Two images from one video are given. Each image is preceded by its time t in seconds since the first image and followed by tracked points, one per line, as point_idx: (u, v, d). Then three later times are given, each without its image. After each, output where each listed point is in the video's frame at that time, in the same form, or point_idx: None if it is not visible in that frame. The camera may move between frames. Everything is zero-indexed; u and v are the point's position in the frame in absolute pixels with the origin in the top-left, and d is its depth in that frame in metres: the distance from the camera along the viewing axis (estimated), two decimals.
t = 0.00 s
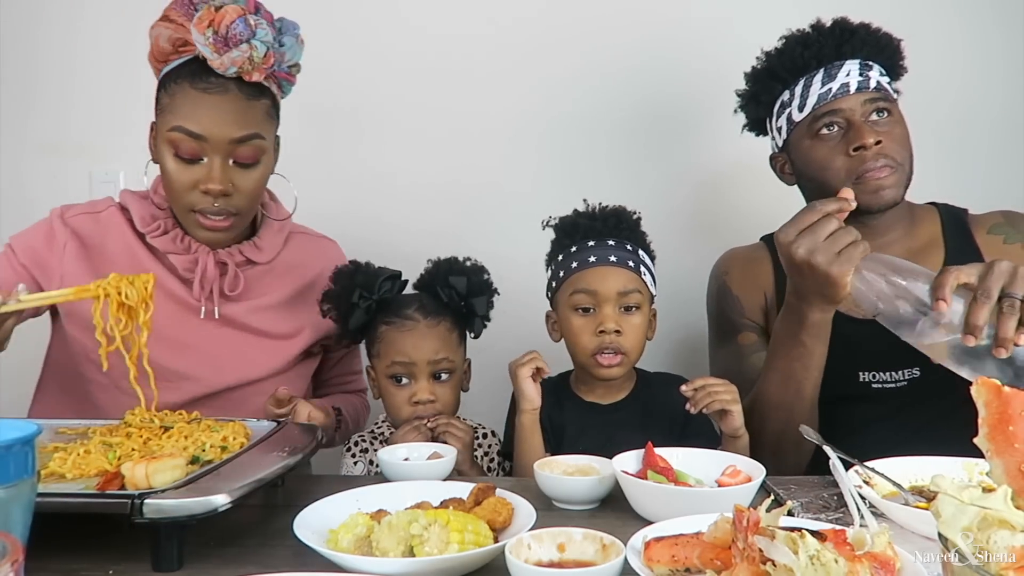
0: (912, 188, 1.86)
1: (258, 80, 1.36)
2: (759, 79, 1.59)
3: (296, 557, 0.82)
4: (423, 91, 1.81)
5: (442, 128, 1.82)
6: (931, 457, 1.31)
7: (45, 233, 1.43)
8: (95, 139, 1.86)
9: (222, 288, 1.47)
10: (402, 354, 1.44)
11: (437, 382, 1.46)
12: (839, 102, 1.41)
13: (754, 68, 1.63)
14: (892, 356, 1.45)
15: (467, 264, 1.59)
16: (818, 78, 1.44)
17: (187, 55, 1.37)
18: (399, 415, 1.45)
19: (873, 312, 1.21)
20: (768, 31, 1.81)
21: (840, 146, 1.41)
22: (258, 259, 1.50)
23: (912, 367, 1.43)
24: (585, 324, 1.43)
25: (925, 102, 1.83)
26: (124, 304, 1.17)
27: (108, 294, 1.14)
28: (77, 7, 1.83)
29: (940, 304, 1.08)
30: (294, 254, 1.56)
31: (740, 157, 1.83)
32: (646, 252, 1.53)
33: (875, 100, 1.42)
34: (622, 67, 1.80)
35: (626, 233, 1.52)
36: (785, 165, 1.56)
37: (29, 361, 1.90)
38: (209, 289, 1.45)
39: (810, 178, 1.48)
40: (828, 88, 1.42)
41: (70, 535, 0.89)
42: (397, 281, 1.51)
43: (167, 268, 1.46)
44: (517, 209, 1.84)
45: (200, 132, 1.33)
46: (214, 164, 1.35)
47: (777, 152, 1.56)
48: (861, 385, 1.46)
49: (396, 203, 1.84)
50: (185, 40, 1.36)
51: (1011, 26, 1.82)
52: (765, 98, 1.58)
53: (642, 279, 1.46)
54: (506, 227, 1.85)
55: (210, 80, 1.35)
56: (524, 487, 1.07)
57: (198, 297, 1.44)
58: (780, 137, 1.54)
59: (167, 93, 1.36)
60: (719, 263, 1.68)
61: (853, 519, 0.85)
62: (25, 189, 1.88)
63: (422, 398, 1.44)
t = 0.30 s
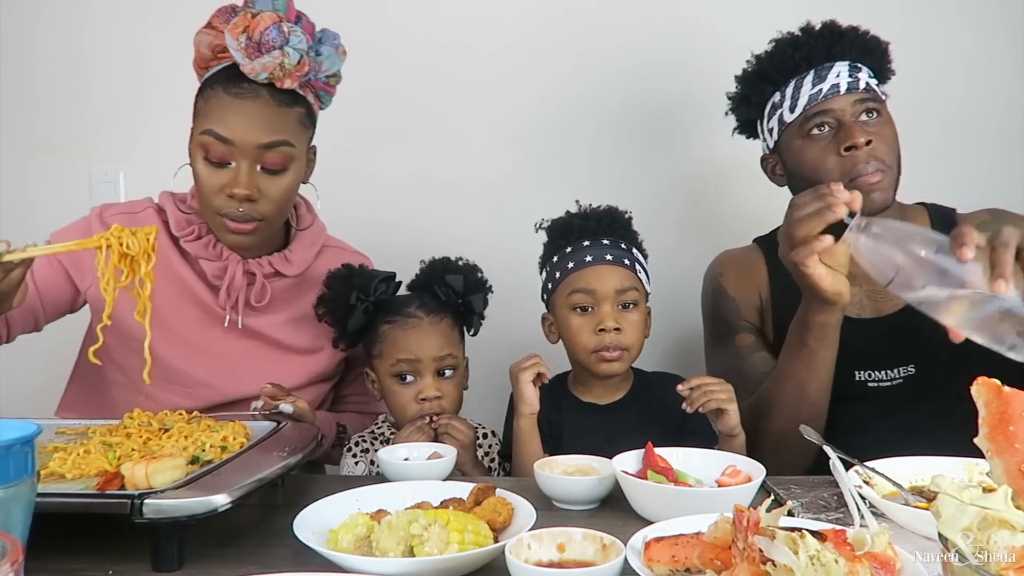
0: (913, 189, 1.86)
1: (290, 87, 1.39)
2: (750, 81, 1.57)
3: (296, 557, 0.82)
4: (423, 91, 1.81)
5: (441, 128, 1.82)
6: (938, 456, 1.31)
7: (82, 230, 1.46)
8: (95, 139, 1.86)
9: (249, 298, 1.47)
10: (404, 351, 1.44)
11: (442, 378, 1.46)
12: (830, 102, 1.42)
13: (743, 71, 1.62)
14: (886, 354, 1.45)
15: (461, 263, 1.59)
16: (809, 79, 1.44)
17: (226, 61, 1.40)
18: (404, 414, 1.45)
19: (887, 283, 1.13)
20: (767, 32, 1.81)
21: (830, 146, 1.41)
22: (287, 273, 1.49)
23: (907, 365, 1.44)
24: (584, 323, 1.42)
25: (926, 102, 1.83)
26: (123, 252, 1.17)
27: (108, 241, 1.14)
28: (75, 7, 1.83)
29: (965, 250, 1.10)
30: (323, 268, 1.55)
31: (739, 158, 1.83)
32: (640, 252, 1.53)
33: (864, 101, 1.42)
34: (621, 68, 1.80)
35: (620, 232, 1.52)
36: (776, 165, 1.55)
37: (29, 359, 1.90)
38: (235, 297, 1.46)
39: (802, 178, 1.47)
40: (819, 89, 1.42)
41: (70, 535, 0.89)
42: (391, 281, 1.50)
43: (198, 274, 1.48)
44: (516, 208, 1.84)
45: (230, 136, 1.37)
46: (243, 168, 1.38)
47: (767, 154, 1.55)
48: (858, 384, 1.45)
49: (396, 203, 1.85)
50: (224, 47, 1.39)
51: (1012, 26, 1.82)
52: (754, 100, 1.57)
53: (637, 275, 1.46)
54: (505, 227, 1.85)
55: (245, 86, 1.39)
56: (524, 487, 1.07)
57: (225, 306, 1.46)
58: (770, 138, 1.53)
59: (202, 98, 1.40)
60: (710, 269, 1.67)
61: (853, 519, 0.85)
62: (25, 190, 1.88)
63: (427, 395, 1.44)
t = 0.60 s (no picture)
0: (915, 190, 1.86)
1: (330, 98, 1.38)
2: (728, 92, 1.60)
3: (296, 557, 0.82)
4: (422, 92, 1.82)
5: (442, 129, 1.82)
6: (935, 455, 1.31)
7: (87, 246, 1.46)
8: (94, 140, 1.86)
9: (254, 316, 1.46)
10: (402, 352, 1.44)
11: (438, 381, 1.46)
12: (803, 112, 1.41)
13: (726, 79, 1.64)
14: (876, 353, 1.45)
15: (464, 264, 1.59)
16: (783, 90, 1.45)
17: (251, 77, 1.30)
18: (400, 415, 1.44)
19: (915, 201, 0.95)
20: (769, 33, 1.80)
21: (805, 155, 1.41)
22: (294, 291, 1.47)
23: (896, 362, 1.44)
24: (584, 324, 1.42)
25: (930, 99, 1.81)
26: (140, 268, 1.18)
27: (123, 259, 1.15)
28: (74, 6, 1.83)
29: None
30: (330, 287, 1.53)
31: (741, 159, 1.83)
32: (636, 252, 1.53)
33: (838, 107, 1.41)
34: (621, 69, 1.80)
35: (616, 233, 1.52)
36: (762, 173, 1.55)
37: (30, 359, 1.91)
38: (241, 315, 1.45)
39: (783, 188, 1.48)
40: (792, 99, 1.43)
41: (70, 535, 0.89)
42: (394, 280, 1.51)
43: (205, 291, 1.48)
44: (516, 209, 1.84)
45: (294, 150, 1.29)
46: (305, 183, 1.32)
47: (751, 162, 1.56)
48: (850, 384, 1.46)
49: (397, 203, 1.85)
50: (252, 63, 1.29)
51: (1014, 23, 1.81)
52: (735, 111, 1.59)
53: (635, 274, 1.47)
54: (506, 228, 1.85)
55: (291, 100, 1.32)
56: (523, 487, 1.07)
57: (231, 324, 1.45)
58: (752, 147, 1.54)
59: (245, 114, 1.30)
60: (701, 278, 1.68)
61: (853, 519, 0.85)
62: (26, 191, 1.88)
63: (422, 397, 1.44)
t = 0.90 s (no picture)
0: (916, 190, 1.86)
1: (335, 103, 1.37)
2: (718, 100, 1.60)
3: (296, 557, 0.82)
4: (422, 92, 1.82)
5: (442, 129, 1.82)
6: (933, 454, 1.31)
7: (79, 260, 1.47)
8: (94, 141, 1.86)
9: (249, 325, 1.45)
10: (396, 352, 1.44)
11: (431, 382, 1.46)
12: (788, 123, 1.41)
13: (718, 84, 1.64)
14: (872, 352, 1.45)
15: (470, 266, 1.59)
16: (769, 100, 1.45)
17: (257, 86, 1.30)
18: (394, 414, 1.45)
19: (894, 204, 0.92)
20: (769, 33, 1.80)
21: (792, 164, 1.41)
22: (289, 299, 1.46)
23: (893, 360, 1.44)
24: (596, 323, 1.42)
25: (931, 99, 1.80)
26: (130, 297, 1.17)
27: (114, 287, 1.15)
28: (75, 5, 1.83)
29: (1012, 210, 0.85)
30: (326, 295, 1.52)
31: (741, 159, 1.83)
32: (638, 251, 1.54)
33: (824, 117, 1.41)
34: (622, 70, 1.80)
35: (625, 236, 1.53)
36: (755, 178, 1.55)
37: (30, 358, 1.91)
38: (236, 324, 1.43)
39: (771, 196, 1.49)
40: (778, 110, 1.43)
41: (70, 534, 0.89)
42: (401, 280, 1.51)
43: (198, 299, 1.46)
44: (517, 209, 1.84)
45: (312, 162, 1.29)
46: (321, 193, 1.31)
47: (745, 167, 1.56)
48: (847, 383, 1.45)
49: (397, 203, 1.85)
50: (259, 72, 1.28)
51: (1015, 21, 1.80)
52: (724, 120, 1.60)
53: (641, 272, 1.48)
54: (506, 228, 1.85)
55: (302, 109, 1.33)
56: (523, 487, 1.07)
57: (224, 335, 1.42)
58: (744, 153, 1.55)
59: (258, 125, 1.29)
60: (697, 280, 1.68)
61: (853, 518, 0.85)
62: (26, 191, 1.88)
63: (415, 397, 1.44)
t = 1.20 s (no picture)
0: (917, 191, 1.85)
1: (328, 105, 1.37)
2: (717, 101, 1.60)
3: (296, 557, 0.82)
4: (422, 93, 1.82)
5: (441, 129, 1.82)
6: (934, 455, 1.31)
7: (69, 263, 1.48)
8: (94, 141, 1.86)
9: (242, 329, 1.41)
10: (403, 352, 1.44)
11: (439, 381, 1.46)
12: (788, 125, 1.42)
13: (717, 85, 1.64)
14: (872, 353, 1.45)
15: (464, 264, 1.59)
16: (769, 101, 1.45)
17: (248, 88, 1.29)
18: (402, 415, 1.45)
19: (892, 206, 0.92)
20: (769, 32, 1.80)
21: (793, 166, 1.41)
22: (281, 304, 1.44)
23: (893, 361, 1.44)
24: (607, 321, 1.42)
25: (931, 98, 1.79)
26: (123, 297, 1.17)
27: (106, 288, 1.15)
28: (75, 6, 1.83)
29: (1007, 217, 0.85)
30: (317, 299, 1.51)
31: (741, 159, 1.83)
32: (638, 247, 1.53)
33: (823, 120, 1.41)
34: (622, 70, 1.80)
35: (623, 234, 1.52)
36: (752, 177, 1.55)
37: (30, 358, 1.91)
38: (228, 328, 1.40)
39: (770, 196, 1.48)
40: (778, 112, 1.43)
41: (71, 535, 0.89)
42: (394, 281, 1.50)
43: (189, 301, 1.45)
44: (517, 209, 1.84)
45: (308, 164, 1.29)
46: (318, 194, 1.32)
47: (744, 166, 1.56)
48: (847, 384, 1.45)
49: (397, 202, 1.85)
50: (250, 73, 1.27)
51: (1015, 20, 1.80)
52: (724, 121, 1.60)
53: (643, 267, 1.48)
54: (506, 227, 1.85)
55: (295, 111, 1.32)
56: (523, 487, 1.07)
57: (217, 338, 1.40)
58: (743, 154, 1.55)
59: (253, 128, 1.29)
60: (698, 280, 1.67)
61: (853, 518, 0.85)
62: (26, 192, 1.88)
63: (425, 397, 1.44)
